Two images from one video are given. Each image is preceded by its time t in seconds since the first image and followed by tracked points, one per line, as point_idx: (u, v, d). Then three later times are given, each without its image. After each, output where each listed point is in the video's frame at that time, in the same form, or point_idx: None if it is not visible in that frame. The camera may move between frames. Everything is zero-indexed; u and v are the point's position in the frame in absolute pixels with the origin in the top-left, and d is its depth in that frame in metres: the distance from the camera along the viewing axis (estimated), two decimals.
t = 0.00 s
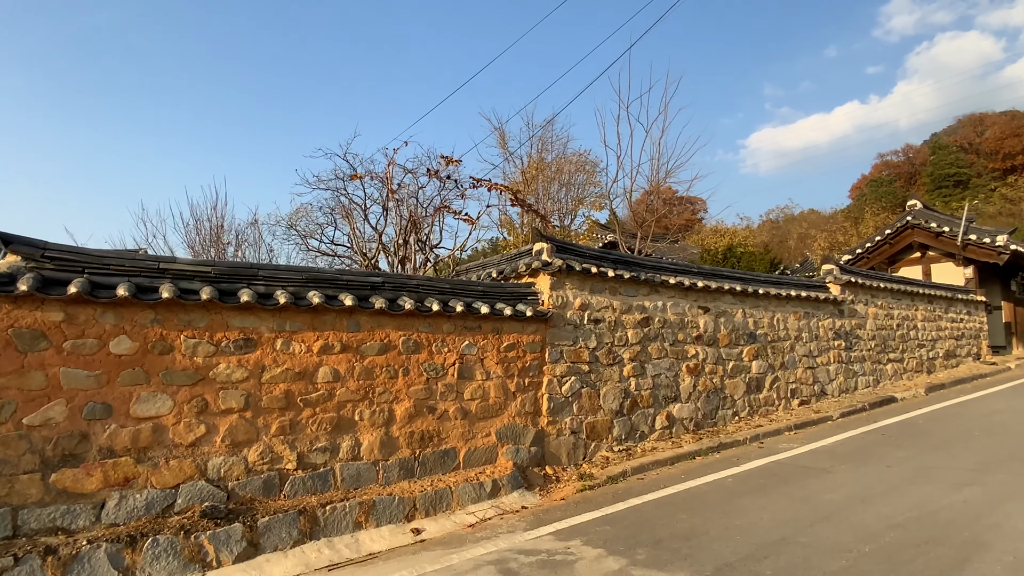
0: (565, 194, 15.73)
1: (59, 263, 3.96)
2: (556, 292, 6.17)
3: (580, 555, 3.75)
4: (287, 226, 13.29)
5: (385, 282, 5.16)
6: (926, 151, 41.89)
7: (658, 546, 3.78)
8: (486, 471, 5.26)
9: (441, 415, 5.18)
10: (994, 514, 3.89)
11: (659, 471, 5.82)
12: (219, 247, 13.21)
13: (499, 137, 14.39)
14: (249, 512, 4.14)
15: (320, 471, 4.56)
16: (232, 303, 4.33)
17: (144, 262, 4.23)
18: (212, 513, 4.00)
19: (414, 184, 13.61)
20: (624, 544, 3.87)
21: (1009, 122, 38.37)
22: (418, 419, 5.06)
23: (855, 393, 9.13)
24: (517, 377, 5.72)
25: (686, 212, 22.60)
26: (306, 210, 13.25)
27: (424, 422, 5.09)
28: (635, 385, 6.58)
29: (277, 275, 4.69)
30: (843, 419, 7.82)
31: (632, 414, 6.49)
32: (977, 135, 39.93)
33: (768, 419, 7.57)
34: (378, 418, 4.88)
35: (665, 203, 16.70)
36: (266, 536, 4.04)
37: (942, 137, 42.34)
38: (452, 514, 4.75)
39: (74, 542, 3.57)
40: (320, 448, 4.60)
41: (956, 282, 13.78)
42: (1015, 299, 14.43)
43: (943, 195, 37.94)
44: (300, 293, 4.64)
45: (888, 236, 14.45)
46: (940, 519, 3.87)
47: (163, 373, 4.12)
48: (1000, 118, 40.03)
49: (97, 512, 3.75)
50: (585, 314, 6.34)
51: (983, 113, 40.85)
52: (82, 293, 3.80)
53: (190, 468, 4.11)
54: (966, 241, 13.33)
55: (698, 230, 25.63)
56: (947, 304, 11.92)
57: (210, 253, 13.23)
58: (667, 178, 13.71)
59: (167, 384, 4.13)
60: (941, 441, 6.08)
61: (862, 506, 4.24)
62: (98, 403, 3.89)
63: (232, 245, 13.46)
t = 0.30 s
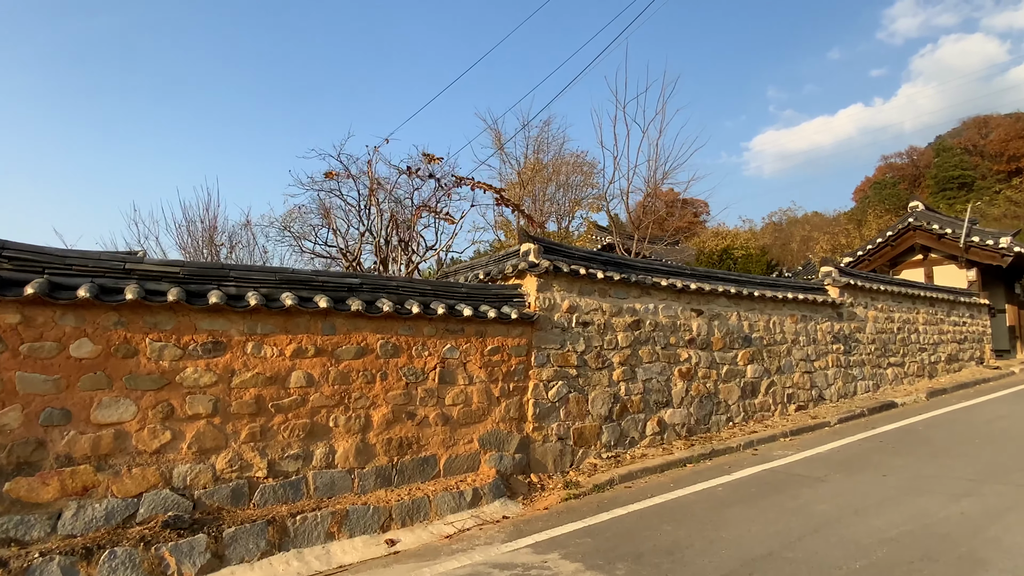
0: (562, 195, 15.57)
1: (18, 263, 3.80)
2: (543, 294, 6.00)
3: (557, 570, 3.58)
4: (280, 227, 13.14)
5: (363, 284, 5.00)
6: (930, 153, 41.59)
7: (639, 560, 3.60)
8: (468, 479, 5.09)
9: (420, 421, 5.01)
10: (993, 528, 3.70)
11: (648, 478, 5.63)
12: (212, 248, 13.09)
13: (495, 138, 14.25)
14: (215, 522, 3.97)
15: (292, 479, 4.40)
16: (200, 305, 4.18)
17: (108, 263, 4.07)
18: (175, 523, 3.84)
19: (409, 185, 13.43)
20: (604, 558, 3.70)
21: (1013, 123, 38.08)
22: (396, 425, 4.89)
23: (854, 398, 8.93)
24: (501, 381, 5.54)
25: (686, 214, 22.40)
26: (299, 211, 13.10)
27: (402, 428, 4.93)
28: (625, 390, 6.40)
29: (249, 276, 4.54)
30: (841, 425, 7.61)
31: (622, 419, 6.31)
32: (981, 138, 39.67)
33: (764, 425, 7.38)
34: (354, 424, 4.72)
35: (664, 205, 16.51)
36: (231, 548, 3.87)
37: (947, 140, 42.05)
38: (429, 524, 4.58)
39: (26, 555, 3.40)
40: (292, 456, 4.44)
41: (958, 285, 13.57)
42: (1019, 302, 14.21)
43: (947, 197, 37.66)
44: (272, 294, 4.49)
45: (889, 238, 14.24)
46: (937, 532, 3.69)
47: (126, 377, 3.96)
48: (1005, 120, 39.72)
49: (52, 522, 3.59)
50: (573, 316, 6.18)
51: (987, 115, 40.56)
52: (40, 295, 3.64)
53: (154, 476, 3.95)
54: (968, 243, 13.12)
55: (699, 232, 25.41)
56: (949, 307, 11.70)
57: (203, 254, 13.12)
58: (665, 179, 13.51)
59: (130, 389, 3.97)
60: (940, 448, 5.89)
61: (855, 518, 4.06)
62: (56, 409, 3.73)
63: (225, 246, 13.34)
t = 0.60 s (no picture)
0: (557, 197, 15.44)
1: None
2: (527, 298, 5.83)
3: None
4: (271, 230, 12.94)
5: (338, 287, 4.85)
6: (931, 156, 41.41)
7: None
8: (446, 489, 4.93)
9: (397, 430, 4.85)
10: (988, 544, 3.53)
11: (634, 488, 5.46)
12: (204, 252, 12.91)
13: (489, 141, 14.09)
14: (177, 536, 3.82)
15: (260, 490, 4.24)
16: (163, 310, 4.01)
17: (67, 265, 3.90)
18: (133, 537, 3.67)
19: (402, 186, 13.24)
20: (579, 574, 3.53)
21: (1014, 126, 37.88)
22: (371, 433, 4.73)
23: (851, 403, 8.75)
24: (483, 388, 5.37)
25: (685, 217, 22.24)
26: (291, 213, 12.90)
27: (377, 436, 4.77)
28: (613, 396, 6.23)
29: (217, 279, 4.38)
30: (836, 431, 7.44)
31: (609, 426, 6.15)
32: (983, 140, 39.49)
33: (757, 432, 7.20)
34: (326, 433, 4.56)
35: (661, 207, 16.34)
36: (192, 563, 3.72)
37: (948, 142, 41.85)
38: (404, 537, 4.42)
39: None
40: (261, 466, 4.28)
41: (958, 288, 13.39)
42: (1020, 306, 14.03)
43: (949, 200, 37.45)
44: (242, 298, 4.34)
45: (888, 241, 14.07)
46: (929, 548, 3.52)
47: (84, 385, 3.81)
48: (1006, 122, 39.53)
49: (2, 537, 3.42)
50: (559, 321, 6.02)
51: (989, 117, 40.38)
52: None
53: (113, 488, 3.79)
54: (968, 246, 12.91)
55: (698, 235, 25.23)
56: (949, 310, 11.51)
57: (195, 258, 12.95)
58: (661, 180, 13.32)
59: (89, 397, 3.81)
60: (936, 457, 5.71)
61: (844, 532, 3.89)
62: (8, 418, 3.57)
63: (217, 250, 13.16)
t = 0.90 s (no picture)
0: (551, 199, 15.37)
1: None
2: (508, 300, 5.70)
3: None
4: (262, 232, 12.79)
5: (310, 290, 4.74)
6: (931, 157, 41.26)
7: None
8: (421, 497, 4.80)
9: (370, 436, 4.72)
10: (972, 556, 3.39)
11: (616, 495, 5.33)
12: (194, 254, 12.79)
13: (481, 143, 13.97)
14: (134, 547, 3.69)
15: (225, 499, 4.11)
16: (124, 313, 3.90)
17: (24, 268, 3.78)
18: (88, 549, 3.55)
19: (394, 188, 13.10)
20: None
21: (1015, 127, 37.73)
22: (342, 440, 4.61)
23: (844, 407, 8.60)
24: (461, 393, 5.23)
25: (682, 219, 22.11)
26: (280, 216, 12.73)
27: (349, 442, 4.64)
28: (597, 400, 6.10)
29: (182, 281, 4.26)
30: (828, 436, 7.29)
31: (593, 431, 6.01)
32: (983, 142, 39.34)
33: (746, 437, 7.06)
34: (296, 440, 4.44)
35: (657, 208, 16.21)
36: None
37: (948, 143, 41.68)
38: (373, 548, 4.29)
39: None
40: (226, 474, 4.16)
41: (955, 290, 13.24)
42: (1018, 308, 13.87)
43: (949, 201, 37.29)
44: (207, 301, 4.23)
45: (884, 242, 13.94)
46: (909, 561, 3.38)
47: (40, 391, 3.69)
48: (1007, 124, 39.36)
49: None
50: (541, 324, 5.89)
51: (989, 119, 40.23)
52: None
53: (68, 498, 3.67)
54: (964, 247, 12.75)
55: (696, 237, 25.09)
56: (945, 313, 11.37)
57: (184, 260, 12.83)
58: (655, 181, 13.17)
59: (43, 403, 3.69)
60: (927, 463, 5.57)
61: (825, 543, 3.75)
62: None
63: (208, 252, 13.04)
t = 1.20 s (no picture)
0: (544, 201, 15.22)
1: None
2: (487, 305, 5.58)
3: None
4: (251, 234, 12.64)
5: (280, 294, 4.62)
6: (931, 158, 41.11)
7: None
8: (393, 507, 4.68)
9: (340, 444, 4.61)
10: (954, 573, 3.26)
11: (596, 504, 5.20)
12: (182, 256, 12.69)
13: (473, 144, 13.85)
14: (89, 561, 3.57)
15: (187, 510, 3.99)
16: (81, 319, 3.78)
17: None
18: (38, 563, 3.43)
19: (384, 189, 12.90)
20: None
21: (1015, 128, 37.56)
22: (311, 448, 4.50)
23: (835, 412, 8.48)
24: (437, 399, 5.11)
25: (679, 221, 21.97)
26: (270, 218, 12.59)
27: (319, 451, 4.53)
28: (579, 406, 5.98)
29: (145, 285, 4.14)
30: (817, 442, 7.16)
31: (575, 438, 5.89)
32: (983, 143, 39.19)
33: (733, 443, 6.93)
34: (262, 449, 4.32)
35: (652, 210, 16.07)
36: None
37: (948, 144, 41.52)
38: (341, 560, 4.17)
39: None
40: (188, 484, 4.04)
41: (951, 292, 13.12)
42: (1015, 310, 13.74)
43: (949, 203, 37.14)
44: (171, 306, 4.12)
45: (880, 244, 13.82)
46: None
47: None
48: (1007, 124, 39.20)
49: None
50: (521, 328, 5.77)
51: (989, 120, 40.08)
52: None
53: (20, 510, 3.55)
54: (960, 249, 12.63)
55: (694, 239, 24.96)
56: (940, 315, 11.24)
57: (173, 262, 12.74)
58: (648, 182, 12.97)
59: None
60: (916, 471, 5.44)
61: (803, 557, 3.62)
62: None
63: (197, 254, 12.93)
